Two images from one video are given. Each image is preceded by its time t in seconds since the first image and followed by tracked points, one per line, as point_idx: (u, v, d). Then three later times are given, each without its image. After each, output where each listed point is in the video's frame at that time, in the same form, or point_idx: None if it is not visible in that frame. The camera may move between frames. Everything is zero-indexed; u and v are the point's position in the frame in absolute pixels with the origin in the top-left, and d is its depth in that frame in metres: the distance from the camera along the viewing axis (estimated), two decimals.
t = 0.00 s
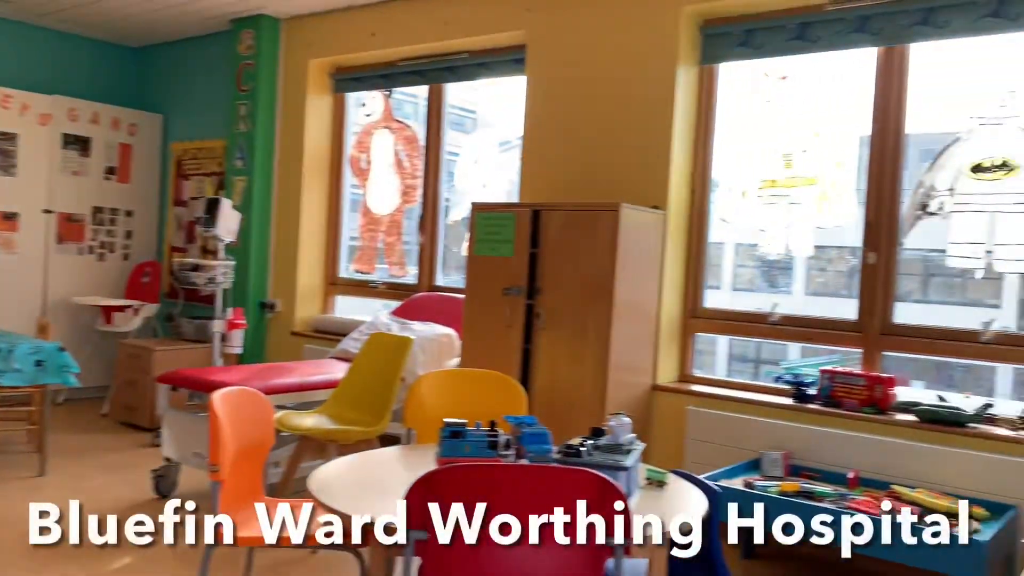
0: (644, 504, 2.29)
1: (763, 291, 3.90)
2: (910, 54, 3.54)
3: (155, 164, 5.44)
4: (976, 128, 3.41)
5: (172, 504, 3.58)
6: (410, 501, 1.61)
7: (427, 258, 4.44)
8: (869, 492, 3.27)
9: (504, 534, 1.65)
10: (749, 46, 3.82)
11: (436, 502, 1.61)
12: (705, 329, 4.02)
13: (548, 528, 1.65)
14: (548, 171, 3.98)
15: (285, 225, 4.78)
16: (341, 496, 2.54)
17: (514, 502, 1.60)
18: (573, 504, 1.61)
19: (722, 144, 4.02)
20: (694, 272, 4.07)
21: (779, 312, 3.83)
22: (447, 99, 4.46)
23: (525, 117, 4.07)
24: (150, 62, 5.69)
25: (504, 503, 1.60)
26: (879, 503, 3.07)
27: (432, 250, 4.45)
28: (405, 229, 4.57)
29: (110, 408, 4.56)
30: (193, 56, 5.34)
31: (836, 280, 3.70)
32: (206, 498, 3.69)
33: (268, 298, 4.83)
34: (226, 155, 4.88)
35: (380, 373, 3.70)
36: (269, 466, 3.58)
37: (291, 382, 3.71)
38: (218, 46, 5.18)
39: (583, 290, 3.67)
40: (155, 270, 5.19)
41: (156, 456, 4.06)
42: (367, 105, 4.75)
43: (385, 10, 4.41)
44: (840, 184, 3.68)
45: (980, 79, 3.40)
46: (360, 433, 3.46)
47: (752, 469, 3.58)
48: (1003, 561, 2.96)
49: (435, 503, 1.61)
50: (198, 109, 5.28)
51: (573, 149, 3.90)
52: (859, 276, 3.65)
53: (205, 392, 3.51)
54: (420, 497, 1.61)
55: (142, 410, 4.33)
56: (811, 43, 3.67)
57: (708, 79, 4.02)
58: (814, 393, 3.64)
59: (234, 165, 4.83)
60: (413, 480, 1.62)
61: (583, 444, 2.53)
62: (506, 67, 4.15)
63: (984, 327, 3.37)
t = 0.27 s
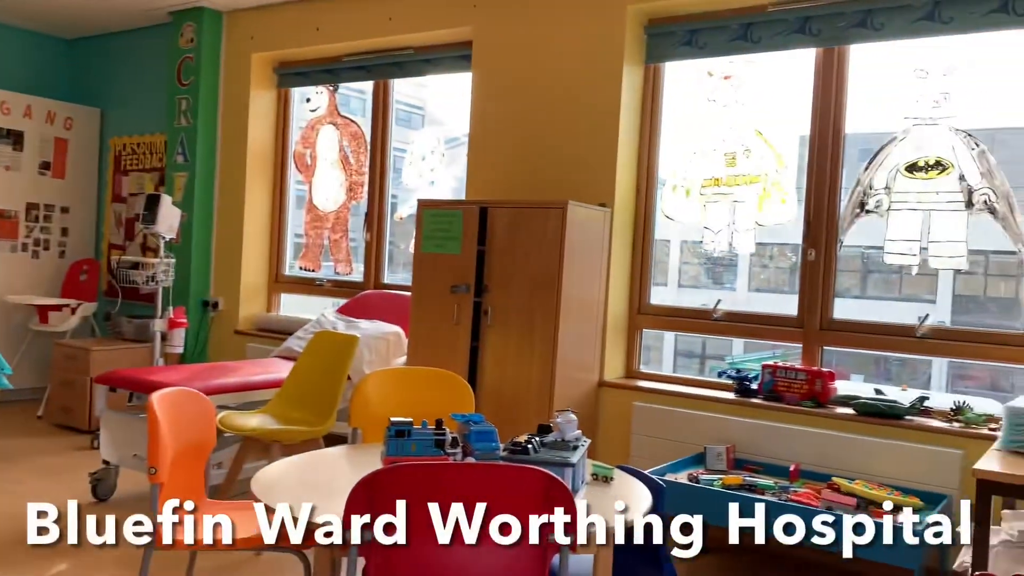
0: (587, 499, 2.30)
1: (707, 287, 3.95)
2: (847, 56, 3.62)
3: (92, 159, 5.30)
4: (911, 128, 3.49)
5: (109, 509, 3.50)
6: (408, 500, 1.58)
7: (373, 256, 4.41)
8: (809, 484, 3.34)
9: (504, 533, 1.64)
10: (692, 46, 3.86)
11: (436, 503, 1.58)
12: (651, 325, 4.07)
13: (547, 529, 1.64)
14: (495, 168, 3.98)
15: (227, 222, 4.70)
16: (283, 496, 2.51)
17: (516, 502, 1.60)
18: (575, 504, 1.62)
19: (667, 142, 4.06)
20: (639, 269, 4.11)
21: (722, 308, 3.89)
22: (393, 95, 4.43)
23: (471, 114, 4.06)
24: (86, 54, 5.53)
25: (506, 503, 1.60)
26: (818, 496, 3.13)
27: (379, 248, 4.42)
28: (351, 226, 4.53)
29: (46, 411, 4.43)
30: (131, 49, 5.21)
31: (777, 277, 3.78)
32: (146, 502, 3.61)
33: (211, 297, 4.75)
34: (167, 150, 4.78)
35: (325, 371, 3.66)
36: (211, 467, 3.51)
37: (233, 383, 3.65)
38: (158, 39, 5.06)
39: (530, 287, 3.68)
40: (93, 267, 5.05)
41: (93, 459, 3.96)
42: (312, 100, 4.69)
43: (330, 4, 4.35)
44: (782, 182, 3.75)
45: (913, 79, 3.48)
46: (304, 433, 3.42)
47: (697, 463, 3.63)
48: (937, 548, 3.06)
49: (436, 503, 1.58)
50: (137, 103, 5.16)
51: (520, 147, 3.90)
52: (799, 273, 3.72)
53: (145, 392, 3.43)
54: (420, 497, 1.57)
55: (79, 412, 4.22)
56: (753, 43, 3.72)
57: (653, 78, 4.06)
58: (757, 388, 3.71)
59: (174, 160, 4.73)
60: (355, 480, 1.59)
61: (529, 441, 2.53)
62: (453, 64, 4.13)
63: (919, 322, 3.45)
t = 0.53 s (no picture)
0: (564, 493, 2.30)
1: (684, 282, 3.97)
2: (821, 52, 3.65)
3: (62, 154, 5.22)
4: (885, 123, 3.51)
5: (83, 508, 3.46)
6: (409, 500, 1.57)
7: (350, 251, 4.39)
8: (785, 477, 3.36)
9: (503, 533, 1.65)
10: (669, 41, 3.87)
11: (436, 503, 1.58)
12: (628, 320, 4.08)
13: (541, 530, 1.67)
14: (472, 163, 3.97)
15: (202, 217, 4.65)
16: (258, 493, 2.49)
17: (515, 502, 1.62)
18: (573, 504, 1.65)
19: (643, 137, 4.07)
20: (616, 264, 4.12)
21: (699, 303, 3.92)
22: (369, 89, 4.40)
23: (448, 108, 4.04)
24: (55, 47, 5.45)
25: (505, 504, 1.61)
26: (794, 488, 3.16)
27: (356, 243, 4.40)
28: (327, 221, 4.50)
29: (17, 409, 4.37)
30: (103, 42, 5.14)
31: (753, 271, 3.80)
32: (121, 500, 3.57)
33: (185, 293, 4.71)
34: (140, 145, 4.72)
35: (303, 367, 3.64)
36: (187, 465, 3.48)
37: (208, 379, 3.61)
38: (130, 32, 5.00)
39: (508, 282, 3.68)
40: (65, 263, 4.98)
41: (65, 457, 3.91)
42: (287, 94, 4.66)
43: None
44: (757, 177, 3.77)
45: (886, 75, 3.51)
46: (281, 430, 3.40)
47: (674, 457, 3.64)
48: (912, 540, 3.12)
49: (436, 502, 1.58)
50: (109, 97, 5.09)
51: (498, 142, 3.90)
52: (775, 267, 3.75)
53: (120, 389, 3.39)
54: (421, 497, 1.57)
55: (51, 410, 4.16)
56: (729, 38, 3.74)
57: (629, 73, 4.07)
58: (733, 381, 3.73)
59: (147, 155, 4.68)
60: (335, 475, 1.58)
61: (507, 436, 2.53)
62: (430, 58, 4.12)
63: (893, 315, 3.49)
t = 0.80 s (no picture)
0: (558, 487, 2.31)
1: (678, 276, 3.97)
2: (813, 47, 3.66)
3: (54, 149, 5.20)
4: (878, 118, 3.51)
5: (76, 504, 3.45)
6: (408, 500, 1.57)
7: (343, 246, 4.38)
8: (778, 471, 3.37)
9: (503, 533, 1.66)
10: (663, 35, 3.87)
11: (436, 503, 1.58)
12: (622, 314, 4.09)
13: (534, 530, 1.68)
14: (466, 158, 3.96)
15: (195, 212, 4.64)
16: (251, 489, 2.49)
17: (515, 502, 1.62)
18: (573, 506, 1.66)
19: (637, 132, 4.07)
20: (610, 258, 4.12)
21: (693, 297, 3.92)
22: (363, 84, 4.39)
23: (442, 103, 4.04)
24: (46, 42, 5.42)
25: (506, 504, 1.62)
26: (788, 483, 3.17)
27: (349, 238, 4.39)
28: (321, 216, 4.49)
29: (10, 405, 4.35)
30: (95, 36, 5.12)
31: (747, 266, 3.81)
32: (115, 496, 3.56)
33: (179, 288, 4.69)
34: (132, 140, 4.70)
35: (297, 362, 3.64)
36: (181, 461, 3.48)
37: (202, 375, 3.61)
38: (122, 26, 4.98)
39: (501, 277, 3.68)
40: (57, 259, 4.95)
41: (58, 454, 3.90)
42: (280, 89, 4.64)
43: None
44: (751, 172, 3.78)
45: (879, 69, 3.51)
46: (275, 425, 3.40)
47: (668, 451, 3.65)
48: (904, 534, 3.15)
49: (436, 502, 1.58)
50: (101, 92, 5.07)
51: (492, 137, 3.89)
52: (769, 262, 3.76)
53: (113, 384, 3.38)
54: (420, 497, 1.57)
55: (44, 406, 4.15)
56: (722, 33, 3.74)
57: (623, 68, 4.06)
58: (727, 375, 3.74)
59: (139, 150, 4.66)
60: (329, 470, 1.57)
61: (501, 431, 2.53)
62: (424, 53, 4.11)
63: (886, 310, 3.50)
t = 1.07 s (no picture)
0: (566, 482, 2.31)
1: (683, 272, 3.97)
2: (818, 42, 3.65)
3: (59, 146, 5.20)
4: (883, 113, 3.50)
5: (83, 499, 3.46)
6: (407, 500, 1.58)
7: (348, 242, 4.38)
8: (783, 466, 3.38)
9: (503, 534, 1.65)
10: (667, 31, 3.87)
11: (435, 503, 1.58)
12: (627, 310, 4.09)
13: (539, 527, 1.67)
14: (470, 153, 3.96)
15: (200, 209, 4.65)
16: (257, 484, 2.49)
17: (516, 502, 1.62)
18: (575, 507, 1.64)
19: (642, 127, 4.07)
20: (614, 254, 4.12)
21: (698, 293, 3.92)
22: (367, 80, 4.39)
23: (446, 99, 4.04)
24: (51, 39, 5.42)
25: (506, 504, 1.61)
26: (792, 478, 3.17)
27: (354, 234, 4.40)
28: (325, 212, 4.49)
29: (16, 400, 4.37)
30: (100, 33, 5.12)
31: (752, 261, 3.80)
32: (121, 491, 3.57)
33: (184, 284, 4.70)
34: (137, 136, 4.70)
35: (303, 358, 3.65)
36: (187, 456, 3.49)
37: (208, 370, 3.62)
38: (127, 22, 4.98)
39: (505, 273, 3.68)
40: (63, 255, 4.96)
41: (65, 449, 3.91)
42: (285, 85, 4.64)
43: None
44: (755, 168, 3.77)
45: (885, 64, 3.50)
46: (281, 421, 3.41)
47: (672, 447, 3.65)
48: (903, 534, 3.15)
49: (436, 502, 1.58)
50: (106, 89, 5.08)
51: (496, 132, 3.89)
52: (773, 257, 3.75)
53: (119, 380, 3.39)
54: (420, 497, 1.58)
55: (51, 402, 4.16)
56: (727, 27, 3.73)
57: (627, 63, 4.06)
58: (732, 371, 3.74)
59: (144, 146, 4.66)
60: (335, 466, 1.58)
61: (507, 427, 2.53)
62: (428, 48, 4.11)
63: (891, 305, 3.50)
